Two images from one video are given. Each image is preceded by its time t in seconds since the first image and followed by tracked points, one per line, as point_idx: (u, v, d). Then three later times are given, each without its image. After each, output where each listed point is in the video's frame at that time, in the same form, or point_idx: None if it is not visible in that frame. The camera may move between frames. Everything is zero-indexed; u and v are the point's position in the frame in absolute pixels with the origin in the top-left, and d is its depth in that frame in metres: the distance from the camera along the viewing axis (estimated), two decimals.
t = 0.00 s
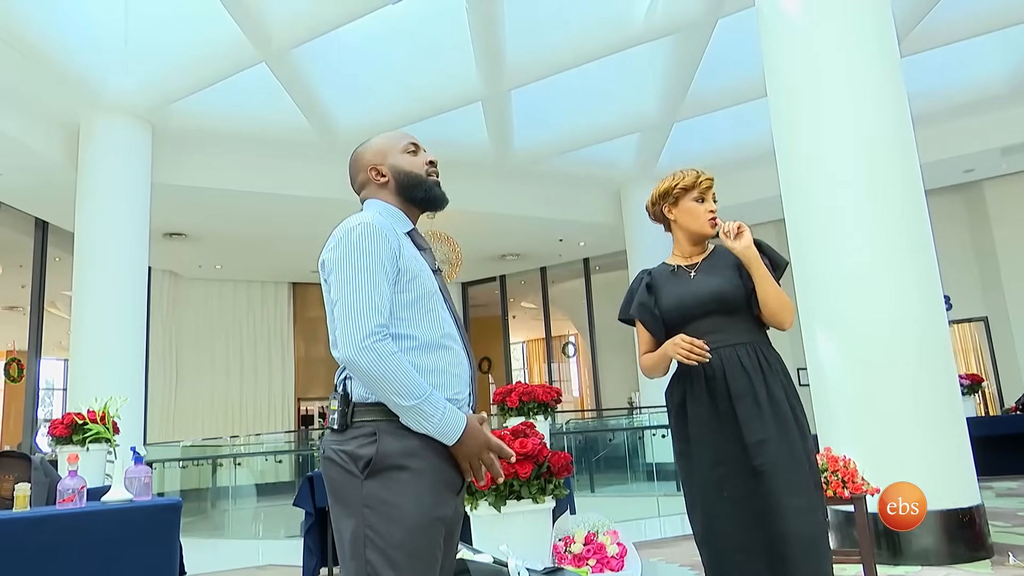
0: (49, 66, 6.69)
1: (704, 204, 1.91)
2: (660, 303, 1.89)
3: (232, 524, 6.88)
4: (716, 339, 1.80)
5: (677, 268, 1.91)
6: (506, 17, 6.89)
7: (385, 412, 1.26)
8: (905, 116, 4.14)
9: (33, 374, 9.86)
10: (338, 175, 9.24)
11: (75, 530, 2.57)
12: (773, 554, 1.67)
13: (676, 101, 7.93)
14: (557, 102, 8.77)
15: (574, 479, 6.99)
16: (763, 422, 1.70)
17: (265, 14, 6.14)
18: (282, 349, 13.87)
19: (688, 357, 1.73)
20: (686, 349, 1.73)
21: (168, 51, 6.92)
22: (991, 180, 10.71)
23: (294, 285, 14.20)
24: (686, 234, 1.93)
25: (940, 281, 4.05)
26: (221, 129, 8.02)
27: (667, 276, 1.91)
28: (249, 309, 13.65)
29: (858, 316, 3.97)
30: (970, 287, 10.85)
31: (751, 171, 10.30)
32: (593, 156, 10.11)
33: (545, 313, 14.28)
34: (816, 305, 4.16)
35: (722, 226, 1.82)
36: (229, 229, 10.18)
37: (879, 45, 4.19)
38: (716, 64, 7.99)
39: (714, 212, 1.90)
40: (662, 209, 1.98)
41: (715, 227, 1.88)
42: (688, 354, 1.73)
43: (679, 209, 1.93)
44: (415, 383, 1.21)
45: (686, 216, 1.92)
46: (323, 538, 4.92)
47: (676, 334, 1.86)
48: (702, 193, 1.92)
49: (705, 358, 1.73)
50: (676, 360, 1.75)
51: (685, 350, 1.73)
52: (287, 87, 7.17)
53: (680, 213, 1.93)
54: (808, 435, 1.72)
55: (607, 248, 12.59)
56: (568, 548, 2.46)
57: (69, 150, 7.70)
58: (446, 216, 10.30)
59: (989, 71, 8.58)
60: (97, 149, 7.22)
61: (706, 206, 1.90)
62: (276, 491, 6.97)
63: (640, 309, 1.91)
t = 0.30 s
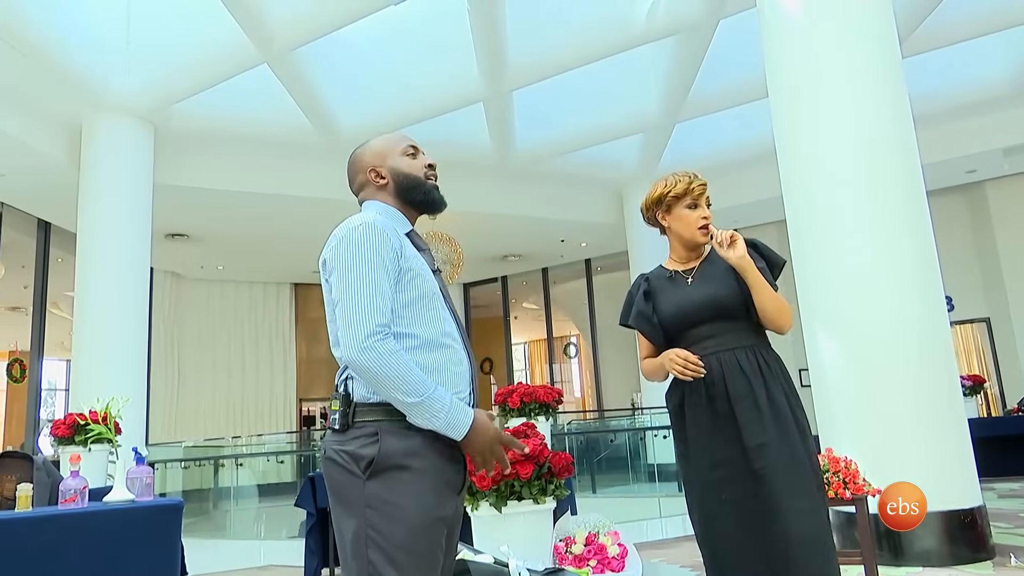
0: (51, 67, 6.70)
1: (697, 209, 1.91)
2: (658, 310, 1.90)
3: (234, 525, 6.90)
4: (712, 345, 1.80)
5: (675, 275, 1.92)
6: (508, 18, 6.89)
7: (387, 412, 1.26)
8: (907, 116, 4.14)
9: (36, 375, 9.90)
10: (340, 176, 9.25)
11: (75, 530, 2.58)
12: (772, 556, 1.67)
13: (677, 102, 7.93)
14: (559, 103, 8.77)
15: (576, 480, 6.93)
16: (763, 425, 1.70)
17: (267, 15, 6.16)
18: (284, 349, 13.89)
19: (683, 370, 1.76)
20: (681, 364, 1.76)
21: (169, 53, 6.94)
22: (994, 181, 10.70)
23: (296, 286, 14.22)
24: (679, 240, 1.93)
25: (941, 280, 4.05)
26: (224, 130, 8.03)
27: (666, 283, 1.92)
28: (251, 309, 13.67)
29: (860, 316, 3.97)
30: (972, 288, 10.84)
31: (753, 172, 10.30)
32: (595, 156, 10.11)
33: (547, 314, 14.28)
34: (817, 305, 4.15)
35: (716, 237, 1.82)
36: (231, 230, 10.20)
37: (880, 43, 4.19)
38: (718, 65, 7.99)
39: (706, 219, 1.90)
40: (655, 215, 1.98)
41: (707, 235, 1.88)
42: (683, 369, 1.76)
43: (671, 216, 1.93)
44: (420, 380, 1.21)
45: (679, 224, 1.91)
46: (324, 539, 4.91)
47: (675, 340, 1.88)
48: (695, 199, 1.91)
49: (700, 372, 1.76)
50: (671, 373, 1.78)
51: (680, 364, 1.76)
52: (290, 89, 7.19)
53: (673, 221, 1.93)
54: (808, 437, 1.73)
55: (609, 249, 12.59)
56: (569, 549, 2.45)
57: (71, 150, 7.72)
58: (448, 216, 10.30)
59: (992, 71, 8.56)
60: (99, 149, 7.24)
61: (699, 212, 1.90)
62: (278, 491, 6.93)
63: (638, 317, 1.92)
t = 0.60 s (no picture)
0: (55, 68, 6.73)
1: (693, 208, 1.91)
2: (659, 312, 1.90)
3: (236, 525, 6.90)
4: (714, 348, 1.81)
5: (677, 275, 1.92)
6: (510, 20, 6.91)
7: (389, 413, 1.27)
8: (909, 116, 4.15)
9: (38, 376, 9.92)
10: (342, 177, 9.26)
11: (76, 531, 2.58)
12: (771, 557, 1.67)
13: (678, 104, 7.94)
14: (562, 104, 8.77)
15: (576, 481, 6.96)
16: (760, 427, 1.71)
17: (271, 18, 6.18)
18: (285, 350, 13.91)
19: (681, 364, 1.73)
20: (679, 358, 1.73)
21: (172, 54, 6.96)
22: (995, 183, 10.70)
23: (297, 286, 14.23)
24: (677, 240, 1.94)
25: (943, 281, 4.05)
26: (226, 131, 8.05)
27: (667, 283, 1.92)
28: (252, 310, 13.68)
29: (864, 315, 3.95)
30: (974, 290, 10.83)
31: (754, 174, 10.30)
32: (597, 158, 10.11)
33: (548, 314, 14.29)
34: (819, 305, 4.14)
35: (725, 231, 1.80)
36: (233, 231, 10.21)
37: (882, 44, 4.20)
38: (719, 67, 8.00)
39: (703, 217, 1.90)
40: (655, 216, 2.00)
41: (705, 231, 1.88)
42: (681, 362, 1.73)
43: (668, 217, 1.95)
44: (454, 333, 1.24)
45: (676, 224, 1.92)
46: (325, 539, 4.89)
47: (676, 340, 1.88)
48: (690, 198, 1.92)
49: (698, 366, 1.73)
50: (670, 367, 1.75)
51: (677, 357, 1.73)
52: (292, 91, 7.22)
53: (670, 220, 1.94)
54: (806, 440, 1.73)
55: (610, 250, 12.59)
56: (568, 550, 2.40)
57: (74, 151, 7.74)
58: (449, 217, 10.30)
59: (994, 73, 8.57)
60: (102, 149, 7.25)
61: (696, 213, 1.90)
62: (281, 490, 6.95)
63: (640, 318, 1.92)
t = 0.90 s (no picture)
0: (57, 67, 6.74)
1: (692, 209, 1.91)
2: (661, 310, 1.90)
3: (236, 525, 6.88)
4: (714, 348, 1.80)
5: (679, 275, 1.92)
6: (511, 19, 6.92)
7: (399, 412, 1.26)
8: (910, 116, 4.15)
9: (39, 374, 9.93)
10: (343, 176, 9.26)
11: (77, 530, 2.59)
12: (770, 557, 1.67)
13: (679, 104, 7.93)
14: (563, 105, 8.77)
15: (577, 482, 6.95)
16: (760, 428, 1.71)
17: (272, 16, 6.19)
18: (286, 349, 13.92)
19: (680, 366, 1.73)
20: (679, 359, 1.73)
21: (174, 54, 6.97)
22: (996, 185, 10.69)
23: (299, 286, 14.25)
24: (678, 241, 1.95)
25: (943, 281, 4.05)
26: (227, 130, 8.06)
27: (669, 283, 1.92)
28: (253, 310, 13.69)
29: (865, 316, 3.95)
30: (975, 292, 10.82)
31: (755, 175, 10.30)
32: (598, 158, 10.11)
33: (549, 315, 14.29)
34: (820, 306, 4.14)
35: (736, 230, 1.79)
36: (234, 230, 10.21)
37: (882, 44, 4.20)
38: (720, 68, 8.01)
39: (701, 217, 1.89)
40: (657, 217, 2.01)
41: (702, 233, 1.88)
42: (680, 364, 1.74)
43: (669, 217, 1.95)
44: (470, 328, 1.24)
45: (676, 226, 1.93)
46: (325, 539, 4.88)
47: (677, 340, 1.88)
48: (690, 199, 1.92)
49: (697, 368, 1.73)
50: (669, 368, 1.75)
51: (676, 359, 1.73)
52: (294, 90, 7.23)
53: (670, 222, 1.95)
54: (805, 441, 1.73)
55: (611, 251, 12.58)
56: (569, 550, 2.33)
57: (76, 150, 7.75)
58: (450, 218, 10.30)
59: (994, 75, 8.56)
60: (103, 148, 7.25)
61: (694, 212, 1.90)
62: (282, 490, 6.97)
63: (640, 317, 1.92)
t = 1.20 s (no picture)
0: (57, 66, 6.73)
1: (671, 211, 2.06)
2: (661, 309, 2.01)
3: (235, 524, 6.89)
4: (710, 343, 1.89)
5: (683, 274, 2.03)
6: (512, 20, 6.92)
7: (407, 410, 1.25)
8: (910, 117, 4.16)
9: (38, 373, 9.93)
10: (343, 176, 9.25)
11: (76, 529, 2.59)
12: (752, 556, 1.77)
13: (680, 105, 7.92)
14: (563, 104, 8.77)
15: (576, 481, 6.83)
16: (749, 431, 1.80)
17: (272, 15, 6.18)
18: (285, 349, 13.91)
19: (680, 355, 1.82)
20: (678, 348, 1.82)
21: (174, 53, 6.97)
22: (996, 186, 10.69)
23: (298, 286, 14.24)
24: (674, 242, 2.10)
25: (943, 282, 4.06)
26: (227, 130, 8.05)
27: (672, 282, 2.03)
28: (253, 309, 13.69)
29: (865, 316, 3.95)
30: (975, 293, 10.82)
31: (755, 176, 10.30)
32: (598, 158, 10.11)
33: (548, 315, 14.28)
34: (820, 306, 4.14)
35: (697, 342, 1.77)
36: (234, 230, 10.21)
37: (883, 45, 4.20)
38: (720, 69, 8.01)
39: (675, 217, 2.03)
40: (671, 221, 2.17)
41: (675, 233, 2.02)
42: (679, 352, 1.82)
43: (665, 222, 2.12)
44: (477, 328, 1.25)
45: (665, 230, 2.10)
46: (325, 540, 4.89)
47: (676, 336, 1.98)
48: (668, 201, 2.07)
49: (695, 357, 1.81)
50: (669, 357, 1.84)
51: (677, 348, 1.82)
52: (294, 90, 7.22)
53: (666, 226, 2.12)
54: (798, 447, 1.81)
55: (610, 251, 12.58)
56: (568, 551, 2.31)
57: (76, 149, 7.74)
58: (450, 218, 10.30)
59: (995, 76, 8.55)
60: (103, 147, 7.24)
61: (669, 213, 2.05)
62: (281, 490, 6.97)
63: (641, 313, 2.02)
